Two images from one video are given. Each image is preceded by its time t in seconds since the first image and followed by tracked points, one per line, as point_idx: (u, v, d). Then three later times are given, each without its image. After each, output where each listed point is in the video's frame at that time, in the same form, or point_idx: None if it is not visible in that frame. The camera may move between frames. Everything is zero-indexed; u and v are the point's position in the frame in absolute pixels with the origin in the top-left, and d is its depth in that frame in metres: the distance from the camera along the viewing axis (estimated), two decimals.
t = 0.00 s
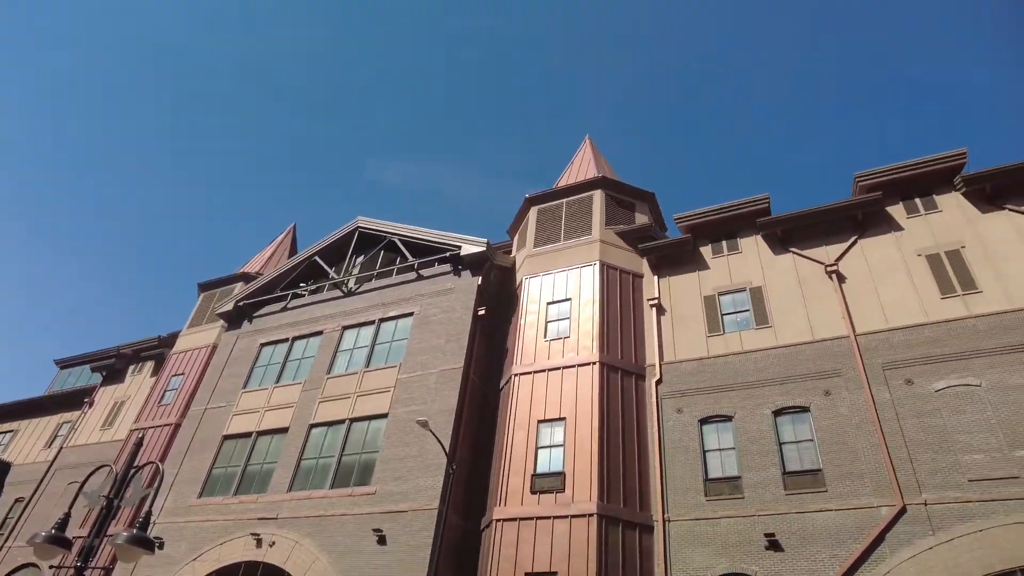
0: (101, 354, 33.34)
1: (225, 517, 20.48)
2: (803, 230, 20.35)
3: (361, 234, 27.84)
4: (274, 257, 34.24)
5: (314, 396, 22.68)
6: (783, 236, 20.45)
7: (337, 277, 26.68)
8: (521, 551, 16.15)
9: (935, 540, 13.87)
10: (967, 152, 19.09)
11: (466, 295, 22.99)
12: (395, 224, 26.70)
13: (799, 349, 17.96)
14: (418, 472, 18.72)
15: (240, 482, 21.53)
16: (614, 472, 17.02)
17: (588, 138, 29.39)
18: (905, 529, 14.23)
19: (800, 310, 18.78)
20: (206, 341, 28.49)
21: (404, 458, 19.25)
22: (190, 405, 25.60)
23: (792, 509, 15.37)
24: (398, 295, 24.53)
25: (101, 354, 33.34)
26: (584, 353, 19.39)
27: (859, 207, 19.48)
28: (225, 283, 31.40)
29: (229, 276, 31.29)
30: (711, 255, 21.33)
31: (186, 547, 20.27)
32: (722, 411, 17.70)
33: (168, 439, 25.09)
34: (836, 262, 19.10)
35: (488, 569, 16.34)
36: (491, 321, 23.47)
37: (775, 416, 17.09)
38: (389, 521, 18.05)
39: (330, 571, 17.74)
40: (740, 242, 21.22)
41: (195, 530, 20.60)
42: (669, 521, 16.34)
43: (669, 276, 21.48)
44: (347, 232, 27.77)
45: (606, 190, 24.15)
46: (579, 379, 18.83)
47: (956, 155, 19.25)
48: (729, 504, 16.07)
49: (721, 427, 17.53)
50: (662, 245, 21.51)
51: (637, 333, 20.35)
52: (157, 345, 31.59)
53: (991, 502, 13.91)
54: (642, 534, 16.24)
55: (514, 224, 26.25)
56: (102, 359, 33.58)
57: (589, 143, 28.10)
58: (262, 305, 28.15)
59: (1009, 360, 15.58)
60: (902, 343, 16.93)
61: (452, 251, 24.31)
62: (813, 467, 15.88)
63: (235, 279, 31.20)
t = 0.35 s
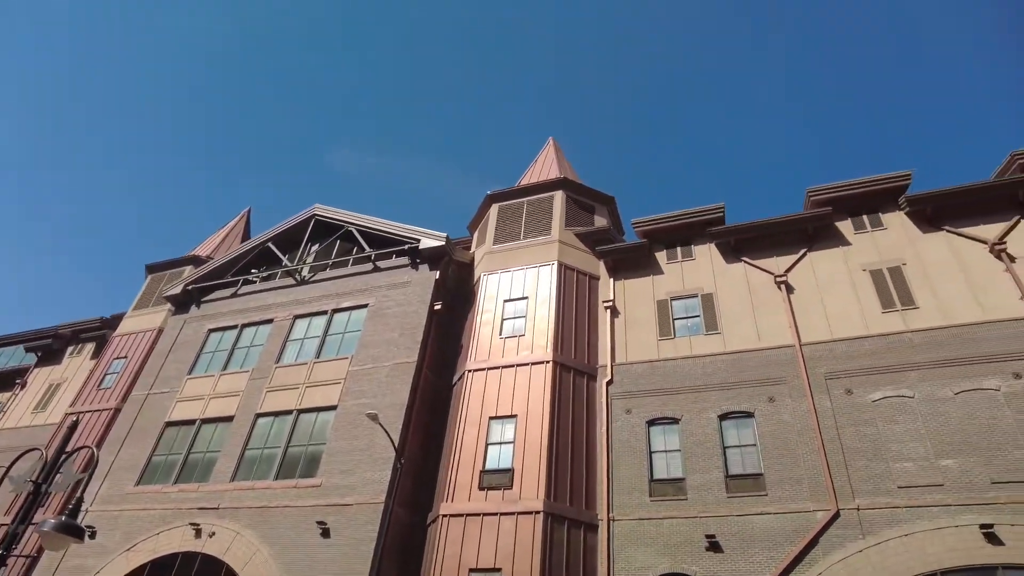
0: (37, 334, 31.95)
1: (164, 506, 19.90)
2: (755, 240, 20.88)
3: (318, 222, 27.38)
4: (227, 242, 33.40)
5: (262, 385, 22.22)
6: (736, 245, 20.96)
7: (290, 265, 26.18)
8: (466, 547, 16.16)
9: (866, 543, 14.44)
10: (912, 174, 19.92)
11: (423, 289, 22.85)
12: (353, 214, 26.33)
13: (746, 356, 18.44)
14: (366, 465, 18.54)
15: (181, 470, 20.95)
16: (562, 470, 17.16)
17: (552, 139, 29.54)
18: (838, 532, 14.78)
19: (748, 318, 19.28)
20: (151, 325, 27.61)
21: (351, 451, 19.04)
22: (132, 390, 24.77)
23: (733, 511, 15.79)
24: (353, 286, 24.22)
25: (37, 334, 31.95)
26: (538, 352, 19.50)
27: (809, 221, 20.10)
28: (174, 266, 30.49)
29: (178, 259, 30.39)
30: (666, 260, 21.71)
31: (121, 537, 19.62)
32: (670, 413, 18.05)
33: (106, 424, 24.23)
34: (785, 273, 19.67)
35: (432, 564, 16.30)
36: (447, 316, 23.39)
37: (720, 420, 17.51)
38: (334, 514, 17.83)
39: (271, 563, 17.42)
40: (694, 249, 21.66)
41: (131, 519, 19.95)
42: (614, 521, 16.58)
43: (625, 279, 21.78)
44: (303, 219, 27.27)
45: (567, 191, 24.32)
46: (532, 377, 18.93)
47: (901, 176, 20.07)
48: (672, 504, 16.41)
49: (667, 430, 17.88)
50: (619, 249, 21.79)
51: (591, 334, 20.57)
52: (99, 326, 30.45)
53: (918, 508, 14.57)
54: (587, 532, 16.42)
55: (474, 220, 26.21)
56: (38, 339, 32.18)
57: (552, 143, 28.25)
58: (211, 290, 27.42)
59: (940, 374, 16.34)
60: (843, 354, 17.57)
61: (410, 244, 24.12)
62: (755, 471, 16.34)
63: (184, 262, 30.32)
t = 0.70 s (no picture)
0: None
1: (104, 486, 19.34)
2: (712, 240, 21.29)
3: (277, 201, 26.80)
4: (181, 216, 32.44)
5: (212, 365, 21.74)
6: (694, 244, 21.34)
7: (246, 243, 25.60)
8: (415, 533, 16.17)
9: (804, 537, 14.96)
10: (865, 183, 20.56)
11: (382, 274, 22.64)
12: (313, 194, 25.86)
13: (699, 353, 18.84)
14: (317, 449, 18.34)
15: (124, 449, 20.38)
16: (515, 459, 17.29)
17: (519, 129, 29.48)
18: (778, 526, 15.27)
19: (702, 316, 19.67)
20: (98, 299, 26.69)
21: (302, 435, 18.81)
22: (74, 365, 23.94)
23: (679, 504, 16.17)
24: (311, 268, 23.83)
25: None
26: (495, 341, 19.54)
27: (765, 224, 20.58)
28: (124, 240, 29.51)
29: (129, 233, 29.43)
30: (626, 256, 21.98)
31: (58, 516, 19.01)
32: (622, 406, 18.34)
33: (46, 400, 23.38)
34: (740, 274, 20.12)
35: (380, 549, 16.25)
36: (405, 302, 23.23)
37: (670, 414, 17.88)
38: (282, 497, 17.61)
39: (215, 546, 17.13)
40: (654, 246, 21.97)
41: (69, 498, 19.34)
42: (563, 510, 16.80)
43: (584, 273, 21.98)
44: (262, 197, 26.67)
45: (531, 182, 24.36)
46: (488, 366, 18.97)
47: (855, 185, 20.70)
48: (621, 495, 16.71)
49: (619, 422, 18.17)
50: (579, 243, 21.96)
51: (549, 325, 20.71)
52: (41, 298, 29.27)
53: (853, 505, 15.17)
54: (536, 521, 16.60)
55: (437, 207, 26.04)
56: None
57: (519, 133, 28.20)
58: (163, 266, 26.64)
59: (881, 377, 17.01)
60: (791, 354, 18.10)
61: (371, 228, 23.83)
62: (702, 465, 16.75)
63: (135, 236, 29.37)
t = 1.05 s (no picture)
0: None
1: (49, 460, 18.82)
2: (676, 232, 21.57)
3: (238, 173, 26.16)
4: (138, 185, 31.45)
5: (166, 339, 21.25)
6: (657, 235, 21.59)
7: (205, 215, 24.97)
8: (370, 513, 16.19)
9: (751, 524, 15.45)
10: (825, 182, 21.05)
11: (345, 252, 22.37)
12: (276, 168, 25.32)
13: (657, 342, 19.15)
14: (273, 427, 18.14)
15: (71, 423, 19.84)
16: (473, 442, 17.38)
17: (490, 112, 29.29)
18: (727, 513, 15.73)
19: (663, 306, 19.98)
20: (47, 267, 25.77)
21: (258, 412, 18.58)
22: (20, 335, 23.11)
23: (632, 489, 16.51)
24: (272, 243, 23.41)
25: None
26: (458, 324, 19.54)
27: (728, 218, 20.93)
28: (76, 207, 28.49)
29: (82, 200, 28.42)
30: (590, 244, 22.15)
31: None
32: (580, 392, 18.57)
33: None
34: (700, 266, 20.47)
35: (334, 529, 16.21)
36: (368, 281, 23.02)
37: (627, 401, 18.18)
38: (235, 475, 17.40)
39: (165, 523, 16.86)
40: (618, 236, 22.18)
41: (11, 472, 18.77)
42: (519, 493, 16.99)
43: (549, 260, 22.08)
44: (222, 169, 26.01)
45: (500, 166, 24.28)
46: (450, 349, 18.97)
47: (815, 183, 21.17)
48: (576, 479, 16.97)
49: (577, 408, 18.40)
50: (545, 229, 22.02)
51: (512, 310, 20.78)
52: None
53: (799, 493, 15.72)
54: (491, 503, 16.75)
55: (404, 187, 25.78)
56: None
57: (489, 116, 28.02)
58: (117, 236, 25.83)
59: (831, 371, 17.58)
60: (746, 346, 18.55)
61: (335, 205, 23.47)
62: (656, 452, 17.11)
63: (88, 203, 28.39)
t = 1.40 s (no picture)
0: None
1: None
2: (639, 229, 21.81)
3: (199, 146, 25.47)
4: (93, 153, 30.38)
5: (117, 314, 20.65)
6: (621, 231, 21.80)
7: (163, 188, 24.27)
8: (322, 498, 16.08)
9: (698, 518, 15.82)
10: (786, 187, 21.50)
11: (307, 233, 22.03)
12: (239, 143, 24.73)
13: (616, 337, 19.39)
14: (225, 408, 17.83)
15: (13, 397, 19.17)
16: (429, 430, 17.38)
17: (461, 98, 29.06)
18: (676, 507, 16.08)
19: (623, 302, 20.22)
20: None
21: (211, 392, 18.23)
22: None
23: (585, 480, 16.74)
24: (232, 220, 22.89)
25: None
26: (419, 311, 19.45)
27: (691, 218, 21.25)
28: (26, 173, 27.39)
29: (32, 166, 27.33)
30: (555, 237, 22.25)
31: None
32: (539, 383, 18.70)
33: None
34: (662, 264, 20.76)
35: (285, 512, 16.05)
36: (329, 264, 22.72)
37: (584, 394, 18.39)
38: (185, 455, 17.07)
39: (109, 503, 16.46)
40: (583, 230, 22.32)
41: None
42: (473, 481, 17.06)
43: (513, 250, 22.12)
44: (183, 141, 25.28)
45: (468, 154, 24.15)
46: (410, 336, 18.89)
47: (777, 189, 21.62)
48: (530, 469, 17.12)
49: (534, 398, 18.54)
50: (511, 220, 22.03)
51: (474, 299, 20.77)
52: None
53: (745, 490, 16.16)
54: (445, 491, 16.79)
55: (371, 170, 25.46)
56: None
57: (460, 102, 27.81)
58: (69, 205, 24.93)
59: (781, 372, 18.06)
60: (702, 344, 18.92)
61: (298, 184, 23.06)
62: (610, 445, 17.37)
63: (39, 170, 27.31)
